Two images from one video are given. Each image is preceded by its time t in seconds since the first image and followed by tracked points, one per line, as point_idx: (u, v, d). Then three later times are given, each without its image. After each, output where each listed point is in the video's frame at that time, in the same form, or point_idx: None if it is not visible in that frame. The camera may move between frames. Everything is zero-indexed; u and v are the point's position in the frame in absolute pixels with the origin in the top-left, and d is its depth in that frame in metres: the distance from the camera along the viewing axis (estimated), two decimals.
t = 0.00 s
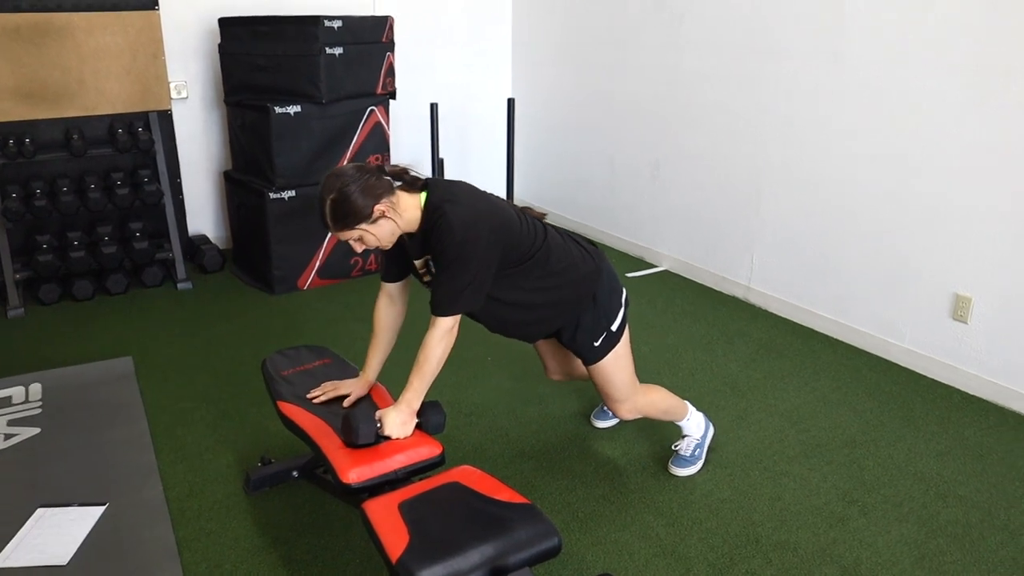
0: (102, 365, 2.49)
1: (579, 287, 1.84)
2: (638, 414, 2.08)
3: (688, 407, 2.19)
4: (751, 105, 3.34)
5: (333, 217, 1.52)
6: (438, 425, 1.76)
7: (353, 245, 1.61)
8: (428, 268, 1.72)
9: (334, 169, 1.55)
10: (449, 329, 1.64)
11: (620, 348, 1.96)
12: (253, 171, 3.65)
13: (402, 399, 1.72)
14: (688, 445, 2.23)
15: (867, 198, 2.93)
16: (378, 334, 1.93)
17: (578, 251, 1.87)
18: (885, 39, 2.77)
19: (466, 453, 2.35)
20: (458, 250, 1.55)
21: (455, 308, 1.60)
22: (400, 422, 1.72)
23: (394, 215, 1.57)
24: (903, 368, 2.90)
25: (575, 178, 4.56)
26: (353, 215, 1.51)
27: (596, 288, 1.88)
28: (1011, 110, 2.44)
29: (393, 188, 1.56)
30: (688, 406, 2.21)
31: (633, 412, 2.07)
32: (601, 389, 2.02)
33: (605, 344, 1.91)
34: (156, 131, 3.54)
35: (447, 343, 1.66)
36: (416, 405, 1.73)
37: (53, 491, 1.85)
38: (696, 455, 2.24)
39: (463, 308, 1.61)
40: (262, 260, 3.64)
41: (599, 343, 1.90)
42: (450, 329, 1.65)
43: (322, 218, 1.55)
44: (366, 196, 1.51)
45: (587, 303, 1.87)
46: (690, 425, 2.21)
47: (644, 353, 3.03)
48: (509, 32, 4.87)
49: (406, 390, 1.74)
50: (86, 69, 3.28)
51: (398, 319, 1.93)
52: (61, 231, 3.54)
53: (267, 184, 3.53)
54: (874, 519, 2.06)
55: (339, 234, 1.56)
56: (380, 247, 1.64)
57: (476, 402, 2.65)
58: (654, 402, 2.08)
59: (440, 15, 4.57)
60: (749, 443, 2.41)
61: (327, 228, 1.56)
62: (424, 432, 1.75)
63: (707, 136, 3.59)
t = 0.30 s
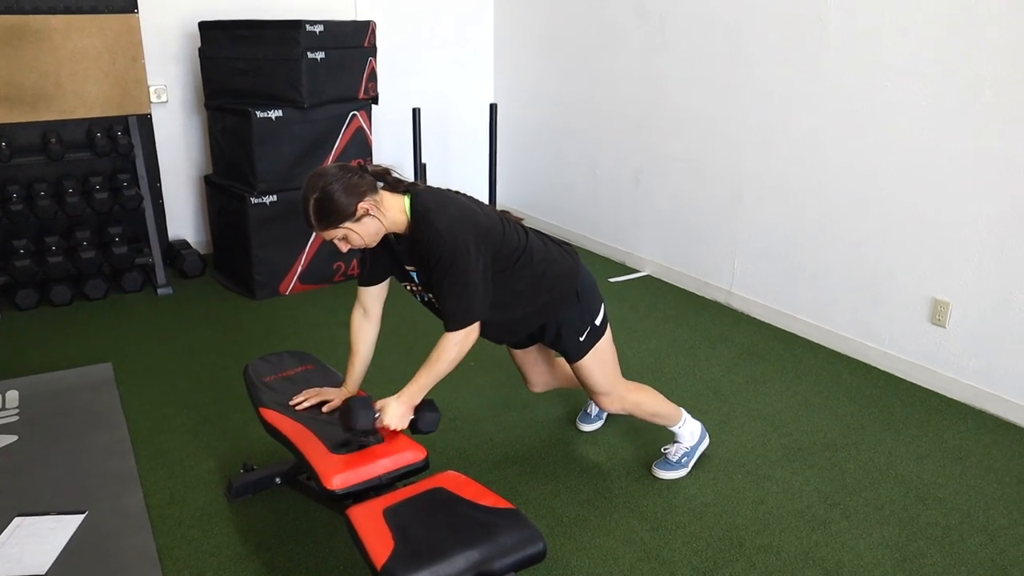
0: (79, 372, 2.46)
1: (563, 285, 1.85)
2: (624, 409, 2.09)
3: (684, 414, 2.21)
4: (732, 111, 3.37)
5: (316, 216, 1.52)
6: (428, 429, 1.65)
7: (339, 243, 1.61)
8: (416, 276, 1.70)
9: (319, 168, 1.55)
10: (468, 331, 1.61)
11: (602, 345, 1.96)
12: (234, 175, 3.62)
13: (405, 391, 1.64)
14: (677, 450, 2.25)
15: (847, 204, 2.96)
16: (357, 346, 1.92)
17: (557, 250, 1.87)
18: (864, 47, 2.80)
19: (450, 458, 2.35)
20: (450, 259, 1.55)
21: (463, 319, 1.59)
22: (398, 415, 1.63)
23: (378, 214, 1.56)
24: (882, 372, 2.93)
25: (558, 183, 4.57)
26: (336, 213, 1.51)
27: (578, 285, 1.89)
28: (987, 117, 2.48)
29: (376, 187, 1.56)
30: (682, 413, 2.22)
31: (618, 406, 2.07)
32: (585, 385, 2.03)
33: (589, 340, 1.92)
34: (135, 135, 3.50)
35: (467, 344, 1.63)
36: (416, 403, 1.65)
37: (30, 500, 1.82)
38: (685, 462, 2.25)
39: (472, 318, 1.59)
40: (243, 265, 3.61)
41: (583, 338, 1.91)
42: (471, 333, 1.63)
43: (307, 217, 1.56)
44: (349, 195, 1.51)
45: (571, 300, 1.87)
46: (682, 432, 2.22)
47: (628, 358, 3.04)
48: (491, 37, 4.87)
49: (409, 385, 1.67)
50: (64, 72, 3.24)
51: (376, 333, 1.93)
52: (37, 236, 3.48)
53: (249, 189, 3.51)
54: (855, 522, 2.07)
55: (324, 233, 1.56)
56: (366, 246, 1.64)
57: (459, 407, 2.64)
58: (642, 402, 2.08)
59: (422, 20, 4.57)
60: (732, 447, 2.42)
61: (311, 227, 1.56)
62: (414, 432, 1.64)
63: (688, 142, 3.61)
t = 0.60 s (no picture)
0: (67, 373, 2.44)
1: (558, 285, 1.85)
2: (615, 415, 2.09)
3: (673, 414, 2.22)
4: (723, 115, 3.39)
5: (311, 221, 1.51)
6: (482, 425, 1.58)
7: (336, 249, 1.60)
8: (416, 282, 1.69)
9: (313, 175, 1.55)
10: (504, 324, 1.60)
11: (596, 349, 1.96)
12: (224, 176, 3.61)
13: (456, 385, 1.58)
14: (670, 450, 2.26)
15: (836, 208, 2.98)
16: (349, 347, 1.92)
17: (551, 252, 1.87)
18: (855, 52, 2.82)
19: (442, 460, 2.34)
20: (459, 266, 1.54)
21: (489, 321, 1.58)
22: (456, 406, 1.55)
23: (373, 219, 1.55)
24: (871, 374, 2.95)
25: (549, 185, 4.58)
26: (331, 219, 1.50)
27: (572, 287, 1.89)
28: (976, 121, 2.50)
29: (371, 192, 1.55)
30: (671, 413, 2.23)
31: (609, 411, 2.07)
32: (579, 389, 2.02)
33: (583, 343, 1.92)
34: (124, 135, 3.49)
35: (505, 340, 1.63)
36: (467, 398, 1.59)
37: (18, 503, 1.81)
38: (677, 461, 2.27)
39: (496, 318, 1.59)
40: (233, 266, 3.60)
41: (577, 342, 1.91)
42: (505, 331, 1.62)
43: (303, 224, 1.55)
44: (343, 200, 1.50)
45: (565, 302, 1.87)
46: (673, 432, 2.24)
47: (619, 359, 3.04)
48: (482, 39, 4.88)
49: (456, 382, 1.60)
50: (53, 72, 3.22)
51: (370, 334, 1.93)
52: (24, 236, 3.44)
53: (239, 190, 3.50)
54: (845, 523, 2.09)
55: (320, 239, 1.55)
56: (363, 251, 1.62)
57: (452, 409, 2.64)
58: (632, 405, 2.09)
59: (414, 22, 4.57)
60: (723, 448, 2.43)
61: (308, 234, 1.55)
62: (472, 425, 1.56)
63: (679, 145, 3.63)
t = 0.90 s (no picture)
0: (63, 371, 2.44)
1: (562, 292, 1.85)
2: (607, 424, 2.09)
3: (669, 416, 2.22)
4: (721, 115, 3.39)
5: (321, 236, 1.50)
6: (494, 466, 1.58)
7: (345, 261, 1.59)
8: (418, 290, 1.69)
9: (321, 189, 1.53)
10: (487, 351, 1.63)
11: (595, 354, 1.97)
12: (221, 175, 3.60)
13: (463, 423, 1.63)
14: (666, 451, 2.26)
15: (834, 208, 2.99)
16: (349, 347, 1.92)
17: (556, 257, 1.85)
18: (854, 53, 2.83)
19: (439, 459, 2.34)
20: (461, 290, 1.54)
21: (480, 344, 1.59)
22: (466, 442, 1.60)
23: (382, 231, 1.54)
24: (868, 375, 2.95)
25: (546, 185, 4.58)
26: (340, 233, 1.49)
27: (575, 292, 1.88)
28: (973, 123, 2.51)
29: (379, 204, 1.54)
30: (667, 414, 2.23)
31: (602, 420, 2.07)
32: (573, 396, 2.02)
33: (582, 348, 1.92)
34: (121, 133, 3.48)
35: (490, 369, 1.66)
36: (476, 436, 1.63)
37: (13, 501, 1.80)
38: (673, 461, 2.27)
39: (489, 341, 1.61)
40: (230, 265, 3.59)
41: (577, 347, 1.92)
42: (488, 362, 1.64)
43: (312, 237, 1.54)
44: (353, 214, 1.49)
45: (568, 307, 1.87)
46: (669, 433, 2.23)
47: (616, 360, 3.05)
48: (480, 39, 4.88)
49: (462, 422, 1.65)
50: (49, 69, 3.21)
51: (371, 334, 1.93)
52: (20, 234, 3.43)
53: (236, 188, 3.49)
54: (841, 523, 2.09)
55: (330, 252, 1.54)
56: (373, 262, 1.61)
57: (449, 408, 2.64)
58: (625, 413, 2.09)
59: (412, 21, 4.57)
60: (719, 449, 2.44)
61: (317, 247, 1.54)
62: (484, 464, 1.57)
63: (677, 145, 3.63)
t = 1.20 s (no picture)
0: (65, 369, 2.44)
1: (562, 297, 1.84)
2: (603, 430, 2.08)
3: (667, 416, 2.21)
4: (722, 115, 3.39)
5: (331, 239, 1.48)
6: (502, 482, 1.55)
7: (351, 264, 1.57)
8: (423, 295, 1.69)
9: (332, 191, 1.51)
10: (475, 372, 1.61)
11: (595, 359, 1.96)
12: (223, 174, 3.60)
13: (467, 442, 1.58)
14: (666, 451, 2.25)
15: (835, 208, 2.99)
16: (351, 348, 1.92)
17: (558, 263, 1.85)
18: (854, 53, 2.83)
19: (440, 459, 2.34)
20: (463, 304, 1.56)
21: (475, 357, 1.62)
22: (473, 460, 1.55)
23: (392, 237, 1.53)
24: (869, 376, 2.95)
25: (548, 184, 4.58)
26: (351, 238, 1.47)
27: (575, 298, 1.88)
28: (974, 123, 2.50)
29: (390, 211, 1.54)
30: (666, 416, 2.22)
31: (598, 427, 2.06)
32: (570, 402, 2.01)
33: (582, 353, 1.92)
34: (123, 132, 3.48)
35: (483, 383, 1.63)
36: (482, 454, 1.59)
37: (13, 500, 1.81)
38: (673, 461, 2.26)
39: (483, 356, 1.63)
40: (232, 264, 3.59)
41: (576, 351, 1.91)
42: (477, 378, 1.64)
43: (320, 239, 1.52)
44: (364, 218, 1.47)
45: (568, 311, 1.87)
46: (668, 433, 2.23)
47: (617, 359, 3.05)
48: (482, 38, 4.88)
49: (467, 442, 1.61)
50: (51, 68, 3.22)
51: (372, 335, 1.93)
52: (22, 233, 3.44)
53: (237, 187, 3.49)
54: (841, 523, 2.09)
55: (338, 256, 1.53)
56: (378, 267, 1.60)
57: (449, 407, 2.65)
58: (622, 419, 2.08)
59: (414, 20, 4.57)
60: (720, 449, 2.43)
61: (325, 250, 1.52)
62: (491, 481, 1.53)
63: (679, 145, 3.63)
